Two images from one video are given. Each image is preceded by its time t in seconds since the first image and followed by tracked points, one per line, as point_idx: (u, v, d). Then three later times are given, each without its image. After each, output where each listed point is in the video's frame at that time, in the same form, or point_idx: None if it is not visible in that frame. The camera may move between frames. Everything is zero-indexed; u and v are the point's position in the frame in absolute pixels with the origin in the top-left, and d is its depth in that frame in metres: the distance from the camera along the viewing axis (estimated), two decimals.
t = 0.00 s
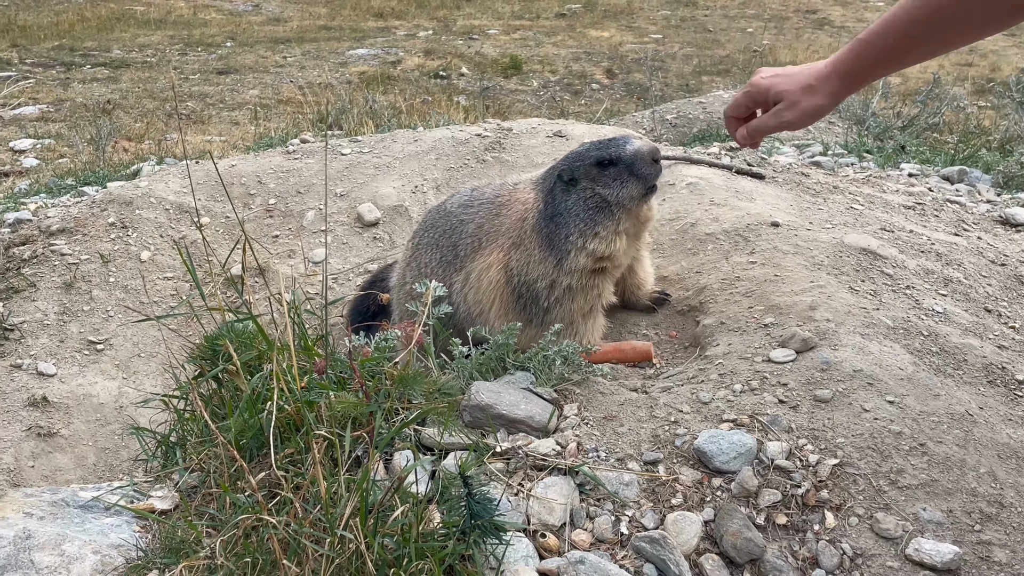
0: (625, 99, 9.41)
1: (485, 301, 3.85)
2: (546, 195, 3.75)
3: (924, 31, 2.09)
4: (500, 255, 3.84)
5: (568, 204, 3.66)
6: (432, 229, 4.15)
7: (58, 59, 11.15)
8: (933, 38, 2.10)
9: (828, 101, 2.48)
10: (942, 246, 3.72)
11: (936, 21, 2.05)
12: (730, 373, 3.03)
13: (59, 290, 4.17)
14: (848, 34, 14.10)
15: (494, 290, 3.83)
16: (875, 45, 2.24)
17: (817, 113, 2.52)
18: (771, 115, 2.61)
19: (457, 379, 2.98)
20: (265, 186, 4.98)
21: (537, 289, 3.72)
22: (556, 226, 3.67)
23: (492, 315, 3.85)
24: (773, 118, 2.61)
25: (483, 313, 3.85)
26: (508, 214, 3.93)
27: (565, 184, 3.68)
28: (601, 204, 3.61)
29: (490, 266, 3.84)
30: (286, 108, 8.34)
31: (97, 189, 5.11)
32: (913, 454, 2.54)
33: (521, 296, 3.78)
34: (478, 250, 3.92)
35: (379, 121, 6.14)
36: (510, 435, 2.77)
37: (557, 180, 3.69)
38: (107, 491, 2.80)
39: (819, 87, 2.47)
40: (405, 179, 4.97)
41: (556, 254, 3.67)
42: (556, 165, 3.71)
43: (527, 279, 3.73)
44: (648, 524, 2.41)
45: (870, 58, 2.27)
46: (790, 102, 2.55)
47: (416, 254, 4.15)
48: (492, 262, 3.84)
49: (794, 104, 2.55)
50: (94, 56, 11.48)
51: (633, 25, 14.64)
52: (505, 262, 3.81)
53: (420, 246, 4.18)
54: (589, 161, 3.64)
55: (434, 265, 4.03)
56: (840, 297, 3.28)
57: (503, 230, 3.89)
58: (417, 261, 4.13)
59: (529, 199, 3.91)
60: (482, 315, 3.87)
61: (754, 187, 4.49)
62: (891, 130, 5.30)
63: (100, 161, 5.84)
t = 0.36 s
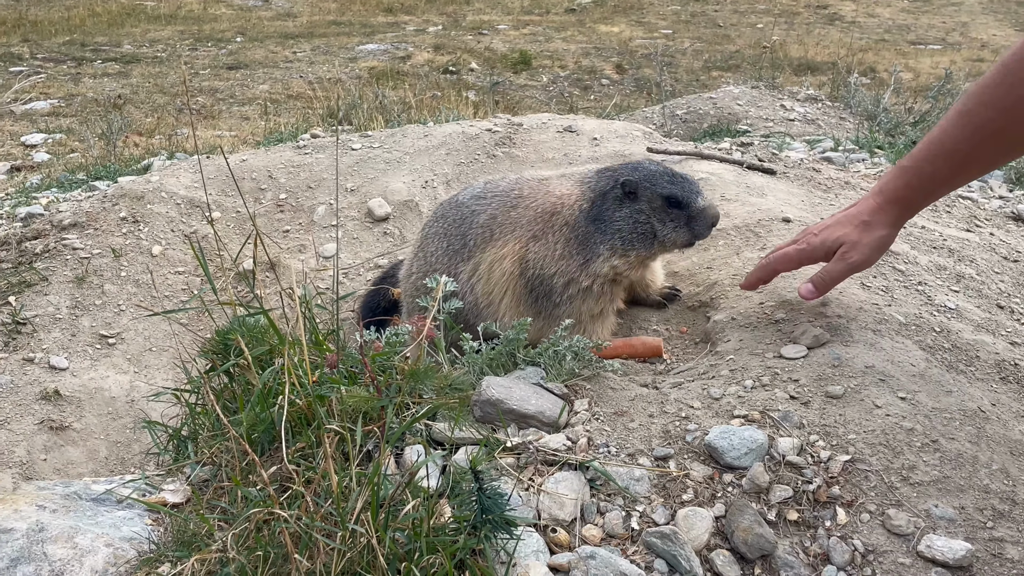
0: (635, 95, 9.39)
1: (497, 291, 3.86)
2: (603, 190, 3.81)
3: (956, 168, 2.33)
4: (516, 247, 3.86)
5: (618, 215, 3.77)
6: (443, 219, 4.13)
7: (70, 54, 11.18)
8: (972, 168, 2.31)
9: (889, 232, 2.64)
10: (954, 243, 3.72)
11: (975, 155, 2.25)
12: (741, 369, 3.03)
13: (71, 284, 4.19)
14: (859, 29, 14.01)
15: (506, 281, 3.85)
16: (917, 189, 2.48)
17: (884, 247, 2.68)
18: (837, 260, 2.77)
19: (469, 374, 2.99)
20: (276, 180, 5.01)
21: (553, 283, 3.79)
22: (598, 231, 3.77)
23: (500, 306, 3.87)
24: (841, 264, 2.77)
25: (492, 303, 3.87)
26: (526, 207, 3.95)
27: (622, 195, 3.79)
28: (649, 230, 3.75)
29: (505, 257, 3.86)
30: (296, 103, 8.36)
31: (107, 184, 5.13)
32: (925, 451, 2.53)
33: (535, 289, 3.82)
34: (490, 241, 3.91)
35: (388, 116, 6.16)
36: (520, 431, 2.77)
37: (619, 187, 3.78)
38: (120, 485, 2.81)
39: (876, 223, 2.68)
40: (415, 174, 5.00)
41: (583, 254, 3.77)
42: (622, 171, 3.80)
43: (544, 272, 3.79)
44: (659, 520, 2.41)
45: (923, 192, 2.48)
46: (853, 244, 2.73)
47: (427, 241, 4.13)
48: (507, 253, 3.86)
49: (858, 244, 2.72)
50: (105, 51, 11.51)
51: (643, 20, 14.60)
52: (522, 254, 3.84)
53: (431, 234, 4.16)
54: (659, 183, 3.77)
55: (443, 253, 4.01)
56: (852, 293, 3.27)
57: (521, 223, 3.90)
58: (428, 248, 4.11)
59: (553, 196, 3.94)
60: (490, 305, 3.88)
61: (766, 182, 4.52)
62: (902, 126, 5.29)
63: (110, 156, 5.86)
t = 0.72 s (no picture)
0: (649, 92, 9.40)
1: (528, 287, 3.86)
2: (641, 196, 3.87)
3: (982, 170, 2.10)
4: (552, 244, 3.86)
5: (653, 225, 3.82)
6: (476, 216, 4.15)
7: (86, 50, 11.24)
8: (997, 173, 2.09)
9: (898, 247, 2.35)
10: (977, 238, 3.81)
11: (1003, 153, 2.04)
12: (763, 364, 3.05)
13: (92, 278, 4.20)
14: (874, 27, 13.94)
15: (539, 277, 3.86)
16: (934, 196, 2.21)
17: (894, 263, 2.33)
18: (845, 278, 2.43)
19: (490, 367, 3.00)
20: (294, 176, 5.05)
21: (589, 281, 3.80)
22: (633, 238, 3.81)
23: (531, 301, 3.87)
24: (846, 287, 2.44)
25: (523, 299, 3.87)
26: (562, 205, 3.95)
27: (658, 206, 3.84)
28: (680, 240, 3.78)
29: (539, 253, 3.86)
30: (311, 100, 8.38)
31: (125, 179, 5.15)
32: (950, 446, 2.52)
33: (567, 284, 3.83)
34: (523, 239, 3.91)
35: (403, 113, 6.21)
36: (542, 425, 2.77)
37: (656, 199, 3.84)
38: (143, 476, 2.83)
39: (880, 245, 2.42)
40: (433, 169, 5.09)
41: (619, 258, 3.81)
42: (661, 183, 3.85)
43: (580, 270, 3.80)
44: (682, 514, 2.40)
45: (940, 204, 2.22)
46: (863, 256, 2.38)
47: (460, 236, 4.14)
48: (541, 250, 3.86)
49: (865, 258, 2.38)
50: (121, 47, 11.56)
51: (656, 17, 14.59)
52: (556, 251, 3.84)
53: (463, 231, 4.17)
54: (695, 197, 3.80)
55: (476, 251, 4.02)
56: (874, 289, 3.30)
57: (556, 220, 3.90)
58: (460, 244, 4.12)
59: (591, 195, 3.94)
60: (521, 302, 3.89)
61: (785, 178, 4.51)
62: (920, 123, 5.29)
63: (128, 152, 5.89)
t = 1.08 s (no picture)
0: (665, 91, 9.41)
1: (549, 289, 3.90)
2: (659, 196, 3.88)
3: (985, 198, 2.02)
4: (573, 245, 3.88)
5: (671, 225, 3.83)
6: (495, 215, 4.14)
7: (103, 49, 11.31)
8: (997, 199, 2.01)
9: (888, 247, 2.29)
10: (998, 239, 3.89)
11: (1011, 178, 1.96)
12: (783, 363, 3.06)
13: (113, 275, 4.24)
14: (890, 26, 13.88)
15: (560, 279, 3.89)
16: (982, 183, 2.00)
17: (940, 257, 2.10)
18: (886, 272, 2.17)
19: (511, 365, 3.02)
20: (313, 175, 5.11)
21: (608, 283, 3.86)
22: (652, 240, 3.84)
23: (552, 303, 3.91)
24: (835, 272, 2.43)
25: (544, 301, 3.90)
26: (582, 204, 3.96)
27: (676, 207, 3.85)
28: (698, 242, 3.78)
29: (559, 254, 3.89)
30: (328, 99, 8.42)
31: (144, 178, 5.20)
32: (972, 447, 2.52)
33: (588, 286, 3.88)
34: (544, 240, 3.92)
35: (419, 112, 6.25)
36: (562, 423, 2.78)
37: (675, 199, 3.84)
38: (166, 472, 2.86)
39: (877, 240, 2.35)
40: (451, 168, 5.14)
41: (639, 260, 3.85)
42: (680, 184, 3.85)
43: (600, 272, 3.85)
44: (703, 513, 2.40)
45: (990, 192, 2.01)
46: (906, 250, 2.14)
47: (478, 236, 4.14)
48: (561, 251, 3.89)
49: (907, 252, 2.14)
50: (138, 47, 11.65)
51: (671, 16, 14.57)
52: (576, 253, 3.87)
53: (481, 230, 4.16)
54: (714, 198, 3.80)
55: (497, 251, 4.03)
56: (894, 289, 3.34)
57: (577, 221, 3.92)
58: (479, 245, 4.13)
59: (611, 196, 3.96)
60: (542, 303, 3.92)
61: (804, 177, 4.55)
62: (938, 123, 5.31)
63: (146, 151, 5.94)
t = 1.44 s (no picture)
0: (680, 91, 9.40)
1: (560, 288, 3.89)
2: (661, 205, 3.88)
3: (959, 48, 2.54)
4: (584, 245, 3.88)
5: (671, 237, 3.82)
6: (510, 213, 4.19)
7: (120, 49, 11.39)
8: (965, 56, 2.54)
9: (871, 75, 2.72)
10: (1014, 241, 3.92)
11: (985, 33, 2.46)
12: (798, 365, 3.07)
13: (131, 274, 4.29)
14: (907, 26, 13.79)
15: (571, 278, 3.88)
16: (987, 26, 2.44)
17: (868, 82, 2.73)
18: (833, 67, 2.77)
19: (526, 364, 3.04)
20: (329, 174, 5.16)
21: (616, 286, 3.83)
22: (653, 249, 3.83)
23: (563, 303, 3.90)
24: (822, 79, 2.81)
25: (555, 299, 3.90)
26: (596, 204, 3.98)
27: (678, 218, 3.83)
28: (696, 257, 3.78)
29: (570, 254, 3.89)
30: (342, 99, 8.46)
31: (161, 177, 5.27)
32: (988, 449, 2.51)
33: (598, 289, 3.84)
34: (557, 238, 3.94)
35: (433, 112, 6.30)
36: (576, 424, 2.79)
37: (676, 210, 3.84)
38: (184, 470, 2.89)
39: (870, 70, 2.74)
40: (467, 169, 5.17)
41: (643, 270, 3.83)
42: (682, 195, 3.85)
43: (610, 275, 3.82)
44: (717, 514, 2.40)
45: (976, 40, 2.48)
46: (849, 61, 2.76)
47: (492, 233, 4.19)
48: (572, 251, 3.89)
49: (854, 63, 2.74)
50: (155, 46, 11.74)
51: (686, 16, 14.53)
52: (588, 253, 3.86)
53: (496, 228, 4.21)
54: (714, 213, 3.78)
55: (510, 248, 4.06)
56: (910, 291, 3.34)
57: (589, 221, 3.93)
58: (493, 242, 4.16)
59: (623, 198, 3.97)
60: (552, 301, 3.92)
61: (819, 179, 4.58)
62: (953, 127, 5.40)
63: (163, 150, 6.01)
